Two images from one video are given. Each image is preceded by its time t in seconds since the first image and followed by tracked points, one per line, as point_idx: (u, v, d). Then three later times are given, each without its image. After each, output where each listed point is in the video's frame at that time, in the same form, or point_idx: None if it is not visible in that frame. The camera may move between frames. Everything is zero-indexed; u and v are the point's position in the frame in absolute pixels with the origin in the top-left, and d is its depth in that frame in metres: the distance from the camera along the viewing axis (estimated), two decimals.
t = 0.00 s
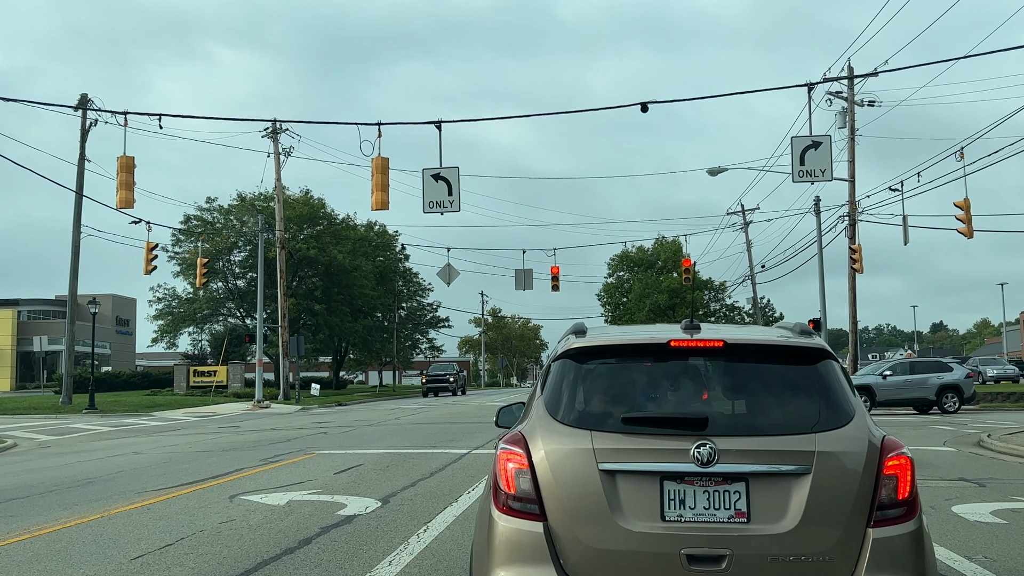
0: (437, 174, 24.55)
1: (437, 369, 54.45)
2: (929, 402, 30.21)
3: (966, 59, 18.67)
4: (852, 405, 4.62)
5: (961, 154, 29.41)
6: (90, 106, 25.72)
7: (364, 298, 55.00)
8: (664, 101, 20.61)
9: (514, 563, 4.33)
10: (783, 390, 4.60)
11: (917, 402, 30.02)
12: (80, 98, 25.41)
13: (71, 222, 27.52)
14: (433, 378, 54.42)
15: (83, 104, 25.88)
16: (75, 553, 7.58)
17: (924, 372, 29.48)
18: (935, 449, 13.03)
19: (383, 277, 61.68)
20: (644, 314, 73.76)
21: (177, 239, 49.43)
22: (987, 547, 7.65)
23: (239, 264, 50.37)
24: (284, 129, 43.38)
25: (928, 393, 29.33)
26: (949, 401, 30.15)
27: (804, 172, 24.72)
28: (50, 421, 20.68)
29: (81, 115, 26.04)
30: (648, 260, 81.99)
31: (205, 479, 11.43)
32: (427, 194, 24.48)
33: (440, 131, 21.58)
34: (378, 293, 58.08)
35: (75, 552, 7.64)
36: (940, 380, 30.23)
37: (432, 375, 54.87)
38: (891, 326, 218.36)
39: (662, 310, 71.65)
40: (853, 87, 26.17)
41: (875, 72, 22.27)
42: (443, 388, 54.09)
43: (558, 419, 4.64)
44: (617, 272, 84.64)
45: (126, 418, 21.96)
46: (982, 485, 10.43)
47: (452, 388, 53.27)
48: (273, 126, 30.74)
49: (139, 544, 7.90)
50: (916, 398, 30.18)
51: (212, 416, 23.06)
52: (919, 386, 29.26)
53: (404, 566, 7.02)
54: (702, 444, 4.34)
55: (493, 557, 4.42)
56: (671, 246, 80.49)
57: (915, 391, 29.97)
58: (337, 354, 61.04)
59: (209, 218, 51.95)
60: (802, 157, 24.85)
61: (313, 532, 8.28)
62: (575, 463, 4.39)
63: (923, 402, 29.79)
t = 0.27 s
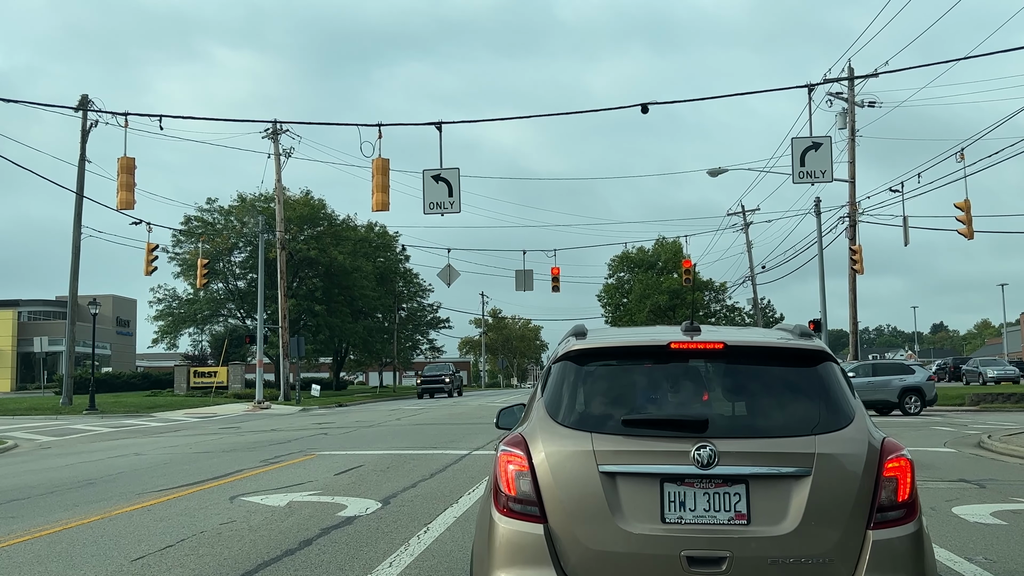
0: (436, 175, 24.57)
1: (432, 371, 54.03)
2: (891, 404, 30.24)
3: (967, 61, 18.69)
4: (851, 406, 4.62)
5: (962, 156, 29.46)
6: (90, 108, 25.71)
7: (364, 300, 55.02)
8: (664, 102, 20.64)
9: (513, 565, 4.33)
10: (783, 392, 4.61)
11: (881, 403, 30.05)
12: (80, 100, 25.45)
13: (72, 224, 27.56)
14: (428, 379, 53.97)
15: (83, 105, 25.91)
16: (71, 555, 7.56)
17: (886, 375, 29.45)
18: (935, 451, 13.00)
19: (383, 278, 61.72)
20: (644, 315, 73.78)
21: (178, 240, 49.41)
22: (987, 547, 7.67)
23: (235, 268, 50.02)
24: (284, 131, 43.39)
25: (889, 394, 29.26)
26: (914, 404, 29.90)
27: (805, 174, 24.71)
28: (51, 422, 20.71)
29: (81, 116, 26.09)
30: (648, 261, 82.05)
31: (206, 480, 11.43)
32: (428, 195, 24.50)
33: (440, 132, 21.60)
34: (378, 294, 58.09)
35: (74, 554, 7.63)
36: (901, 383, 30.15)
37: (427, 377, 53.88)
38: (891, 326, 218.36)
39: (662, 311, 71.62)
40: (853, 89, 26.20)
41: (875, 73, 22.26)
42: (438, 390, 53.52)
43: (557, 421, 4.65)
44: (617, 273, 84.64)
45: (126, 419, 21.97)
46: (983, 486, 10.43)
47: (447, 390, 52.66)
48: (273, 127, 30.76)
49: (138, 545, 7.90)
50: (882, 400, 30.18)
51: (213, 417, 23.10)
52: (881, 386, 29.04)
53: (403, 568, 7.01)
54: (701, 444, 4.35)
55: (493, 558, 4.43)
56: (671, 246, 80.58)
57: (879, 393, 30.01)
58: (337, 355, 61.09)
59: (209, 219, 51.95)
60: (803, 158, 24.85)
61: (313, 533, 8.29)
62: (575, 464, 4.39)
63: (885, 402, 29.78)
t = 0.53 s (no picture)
0: (436, 176, 24.57)
1: (428, 371, 53.65)
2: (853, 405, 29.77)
3: (966, 61, 18.72)
4: (851, 406, 4.62)
5: (962, 157, 29.48)
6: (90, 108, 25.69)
7: (364, 300, 55.02)
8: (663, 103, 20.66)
9: (513, 565, 4.33)
10: (783, 392, 4.61)
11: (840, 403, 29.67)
12: (81, 101, 25.46)
13: (72, 224, 27.57)
14: (424, 380, 53.43)
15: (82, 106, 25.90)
16: (71, 556, 7.56)
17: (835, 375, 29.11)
18: (935, 452, 12.98)
19: (383, 279, 61.73)
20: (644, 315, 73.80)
21: (179, 240, 49.42)
22: (988, 548, 7.66)
23: (236, 268, 50.09)
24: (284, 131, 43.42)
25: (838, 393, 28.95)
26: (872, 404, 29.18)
27: (805, 174, 24.70)
28: (51, 423, 20.71)
29: (81, 117, 26.10)
30: (649, 261, 82.09)
31: (206, 480, 11.43)
32: (428, 196, 24.51)
33: (440, 133, 21.60)
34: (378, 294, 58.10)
35: (73, 555, 7.63)
36: (861, 383, 30.14)
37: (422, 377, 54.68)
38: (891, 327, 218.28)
39: (662, 312, 71.54)
40: (853, 89, 26.21)
41: (875, 74, 22.26)
42: (433, 391, 52.90)
43: (557, 421, 4.65)
44: (617, 274, 84.62)
45: (127, 420, 21.97)
46: (983, 486, 10.43)
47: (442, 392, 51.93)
48: (274, 127, 30.77)
49: (138, 546, 7.90)
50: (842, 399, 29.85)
51: (213, 418, 23.09)
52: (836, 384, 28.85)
53: (403, 568, 7.00)
54: (702, 444, 4.35)
55: (493, 558, 4.43)
56: (671, 246, 80.62)
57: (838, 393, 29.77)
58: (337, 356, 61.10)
59: (209, 219, 51.95)
60: (802, 159, 24.85)
61: (314, 534, 8.27)
62: (575, 465, 4.40)
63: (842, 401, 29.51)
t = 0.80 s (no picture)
0: (437, 176, 24.58)
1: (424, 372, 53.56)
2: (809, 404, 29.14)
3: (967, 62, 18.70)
4: (851, 405, 4.62)
5: (962, 157, 29.51)
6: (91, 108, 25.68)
7: (364, 300, 55.05)
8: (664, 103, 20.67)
9: (513, 565, 4.33)
10: (783, 393, 4.61)
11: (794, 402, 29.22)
12: (82, 101, 25.48)
13: (72, 225, 27.58)
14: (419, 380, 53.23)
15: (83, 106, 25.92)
16: (72, 556, 7.57)
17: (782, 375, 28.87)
18: (936, 453, 12.97)
19: (384, 279, 61.74)
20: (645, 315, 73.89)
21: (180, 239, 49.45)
22: (988, 549, 7.65)
23: (236, 269, 50.14)
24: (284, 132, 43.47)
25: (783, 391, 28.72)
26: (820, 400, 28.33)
27: (805, 175, 24.70)
28: (52, 423, 20.72)
29: (82, 117, 26.10)
30: (649, 261, 82.18)
31: (206, 481, 11.43)
32: (428, 196, 24.51)
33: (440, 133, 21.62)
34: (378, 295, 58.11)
35: (74, 555, 7.64)
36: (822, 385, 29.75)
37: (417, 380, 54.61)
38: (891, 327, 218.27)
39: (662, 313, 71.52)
40: (854, 89, 26.23)
41: (875, 74, 22.22)
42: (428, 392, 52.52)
43: (557, 421, 4.65)
44: (617, 274, 84.62)
45: (127, 421, 21.98)
46: (983, 487, 10.42)
47: (437, 391, 51.78)
48: (274, 127, 30.78)
49: (138, 546, 7.92)
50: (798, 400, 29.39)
51: (213, 418, 23.10)
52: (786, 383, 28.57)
53: (404, 569, 7.01)
54: (702, 445, 4.35)
55: (493, 559, 4.43)
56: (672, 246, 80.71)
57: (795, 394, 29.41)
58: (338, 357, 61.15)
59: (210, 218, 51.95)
60: (803, 159, 24.84)
61: (314, 534, 8.28)
62: (576, 466, 4.39)
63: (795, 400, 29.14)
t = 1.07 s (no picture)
0: (437, 176, 24.58)
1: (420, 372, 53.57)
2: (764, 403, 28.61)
3: (967, 63, 18.71)
4: (850, 406, 4.62)
5: (962, 158, 29.55)
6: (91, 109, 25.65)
7: (364, 301, 55.07)
8: (664, 104, 20.68)
9: (513, 565, 4.33)
10: (782, 393, 4.61)
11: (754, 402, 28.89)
12: (82, 102, 25.49)
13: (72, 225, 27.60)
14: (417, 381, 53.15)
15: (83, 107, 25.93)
16: (72, 556, 7.58)
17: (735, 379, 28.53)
18: (937, 454, 12.95)
19: (384, 280, 61.76)
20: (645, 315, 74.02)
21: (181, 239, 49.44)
22: (989, 549, 7.64)
23: (236, 269, 50.16)
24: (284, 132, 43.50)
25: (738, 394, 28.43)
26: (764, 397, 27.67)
27: (806, 175, 24.70)
28: (51, 423, 20.71)
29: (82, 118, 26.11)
30: (649, 262, 82.30)
31: (206, 481, 11.43)
32: (428, 196, 24.51)
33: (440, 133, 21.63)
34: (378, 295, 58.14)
35: (74, 555, 7.64)
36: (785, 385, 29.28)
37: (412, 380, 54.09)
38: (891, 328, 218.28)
39: (662, 313, 71.47)
40: (854, 89, 26.25)
41: (876, 75, 22.22)
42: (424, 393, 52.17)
43: (557, 422, 4.65)
44: (618, 275, 84.59)
45: (127, 421, 22.00)
46: (984, 487, 10.42)
47: (431, 391, 51.67)
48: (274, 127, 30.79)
49: (138, 546, 7.91)
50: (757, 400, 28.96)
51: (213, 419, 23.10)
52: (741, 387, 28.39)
53: (404, 569, 7.02)
54: (702, 444, 4.35)
55: (494, 560, 4.44)
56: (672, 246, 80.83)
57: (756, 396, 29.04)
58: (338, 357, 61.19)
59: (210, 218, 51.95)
60: (803, 159, 24.85)
61: (314, 535, 8.29)
62: (576, 466, 4.40)
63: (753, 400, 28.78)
